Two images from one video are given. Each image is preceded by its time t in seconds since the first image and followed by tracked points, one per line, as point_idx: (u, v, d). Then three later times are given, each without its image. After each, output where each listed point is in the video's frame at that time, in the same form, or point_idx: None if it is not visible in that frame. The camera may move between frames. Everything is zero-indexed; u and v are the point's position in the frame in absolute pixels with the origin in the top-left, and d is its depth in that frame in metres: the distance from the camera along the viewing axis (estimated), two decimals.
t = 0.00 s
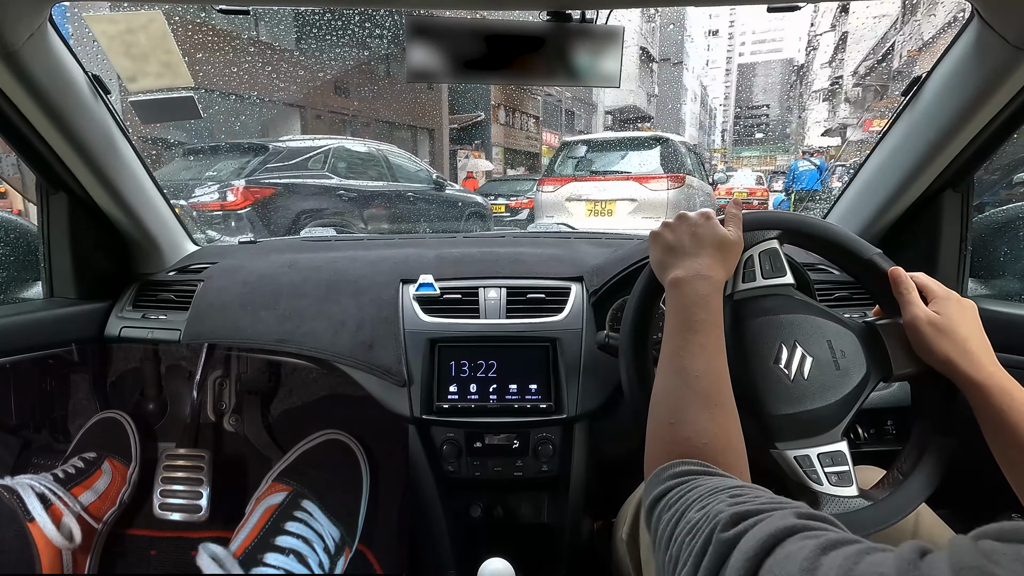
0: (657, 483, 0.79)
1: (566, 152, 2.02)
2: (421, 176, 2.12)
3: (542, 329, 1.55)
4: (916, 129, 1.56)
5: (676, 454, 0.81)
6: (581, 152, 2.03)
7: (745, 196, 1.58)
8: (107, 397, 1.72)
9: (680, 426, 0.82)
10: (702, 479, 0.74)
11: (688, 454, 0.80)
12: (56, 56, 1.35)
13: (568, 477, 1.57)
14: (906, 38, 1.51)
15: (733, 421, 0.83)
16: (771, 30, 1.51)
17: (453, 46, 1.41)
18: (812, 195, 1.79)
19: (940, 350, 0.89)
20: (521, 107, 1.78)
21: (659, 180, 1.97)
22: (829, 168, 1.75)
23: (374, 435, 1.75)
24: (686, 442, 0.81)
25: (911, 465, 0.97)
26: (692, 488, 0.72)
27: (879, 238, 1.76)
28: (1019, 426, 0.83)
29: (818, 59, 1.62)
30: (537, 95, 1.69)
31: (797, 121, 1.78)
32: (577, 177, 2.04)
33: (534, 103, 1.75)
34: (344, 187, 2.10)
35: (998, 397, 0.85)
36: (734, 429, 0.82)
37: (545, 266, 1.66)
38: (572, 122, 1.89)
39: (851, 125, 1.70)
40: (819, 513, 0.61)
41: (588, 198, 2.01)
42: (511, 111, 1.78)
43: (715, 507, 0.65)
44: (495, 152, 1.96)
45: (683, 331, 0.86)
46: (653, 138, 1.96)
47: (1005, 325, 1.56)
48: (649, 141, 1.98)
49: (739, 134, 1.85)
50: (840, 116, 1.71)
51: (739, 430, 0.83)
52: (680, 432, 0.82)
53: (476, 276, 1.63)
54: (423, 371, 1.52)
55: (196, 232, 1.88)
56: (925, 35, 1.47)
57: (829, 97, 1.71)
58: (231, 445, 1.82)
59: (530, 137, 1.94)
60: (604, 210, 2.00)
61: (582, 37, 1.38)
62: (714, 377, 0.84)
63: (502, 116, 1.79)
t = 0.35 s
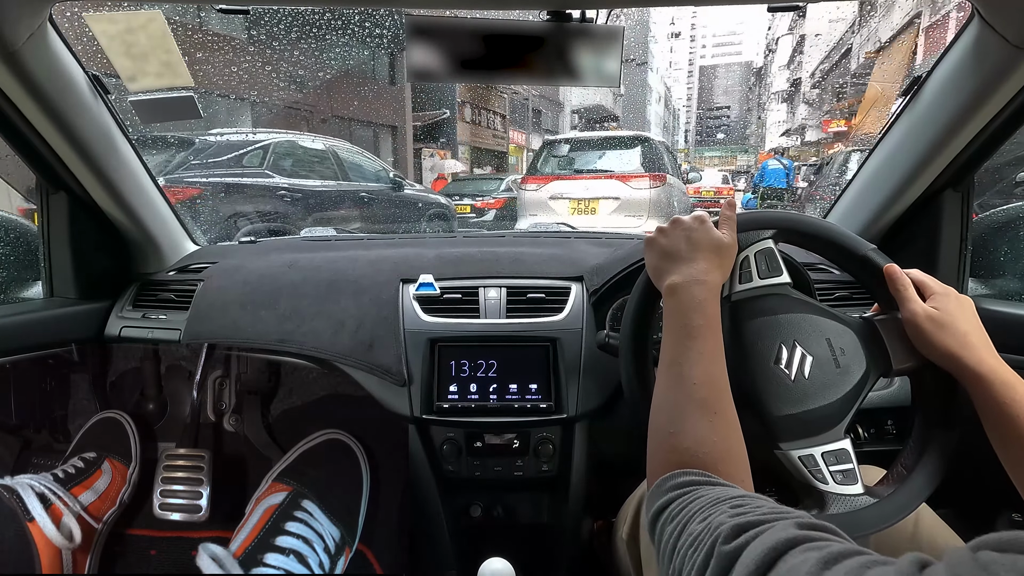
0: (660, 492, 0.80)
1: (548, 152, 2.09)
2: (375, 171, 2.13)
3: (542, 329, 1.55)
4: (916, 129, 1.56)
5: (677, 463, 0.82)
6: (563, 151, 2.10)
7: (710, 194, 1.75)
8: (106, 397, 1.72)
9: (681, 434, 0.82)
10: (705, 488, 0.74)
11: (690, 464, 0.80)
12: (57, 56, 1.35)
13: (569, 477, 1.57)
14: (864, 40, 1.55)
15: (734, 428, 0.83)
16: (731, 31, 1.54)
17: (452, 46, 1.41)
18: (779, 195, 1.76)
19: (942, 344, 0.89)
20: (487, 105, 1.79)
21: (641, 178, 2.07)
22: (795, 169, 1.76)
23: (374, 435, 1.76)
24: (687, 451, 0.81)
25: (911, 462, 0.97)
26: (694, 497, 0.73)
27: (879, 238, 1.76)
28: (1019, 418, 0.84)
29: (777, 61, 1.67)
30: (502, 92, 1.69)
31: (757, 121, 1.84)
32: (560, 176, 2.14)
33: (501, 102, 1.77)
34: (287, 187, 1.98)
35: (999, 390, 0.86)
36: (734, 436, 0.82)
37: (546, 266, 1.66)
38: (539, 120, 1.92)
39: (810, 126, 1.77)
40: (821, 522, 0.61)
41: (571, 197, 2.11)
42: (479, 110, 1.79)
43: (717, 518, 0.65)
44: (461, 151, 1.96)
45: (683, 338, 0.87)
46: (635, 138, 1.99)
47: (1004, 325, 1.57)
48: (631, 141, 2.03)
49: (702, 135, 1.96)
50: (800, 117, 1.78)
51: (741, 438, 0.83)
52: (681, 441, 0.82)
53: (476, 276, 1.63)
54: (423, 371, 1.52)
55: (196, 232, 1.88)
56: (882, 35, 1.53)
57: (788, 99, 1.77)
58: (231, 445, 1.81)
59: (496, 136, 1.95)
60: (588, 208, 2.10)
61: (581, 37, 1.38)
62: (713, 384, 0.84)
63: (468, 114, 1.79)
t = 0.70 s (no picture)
0: (650, 521, 0.78)
1: (525, 151, 2.19)
2: (319, 171, 2.05)
3: (542, 329, 1.55)
4: (917, 129, 1.56)
5: (665, 491, 0.80)
6: (540, 151, 2.21)
7: (675, 192, 1.96)
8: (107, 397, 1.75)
9: (670, 461, 0.81)
10: (693, 517, 0.73)
11: (682, 490, 0.78)
12: (56, 57, 1.35)
13: (569, 477, 1.57)
14: (820, 43, 1.52)
15: (724, 450, 0.82)
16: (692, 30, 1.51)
17: (452, 46, 1.41)
18: (745, 195, 1.81)
19: (943, 347, 0.89)
20: (448, 103, 1.76)
21: (615, 177, 2.23)
22: (758, 170, 1.82)
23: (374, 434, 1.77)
24: (676, 476, 0.80)
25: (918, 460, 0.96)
26: (683, 527, 0.72)
27: (879, 238, 1.76)
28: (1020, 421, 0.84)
29: (734, 64, 1.66)
30: (465, 91, 1.64)
31: (715, 123, 1.84)
32: (538, 175, 2.24)
33: (462, 102, 1.72)
34: (211, 188, 1.86)
35: (1002, 395, 0.86)
36: (726, 460, 0.81)
37: (545, 266, 1.67)
38: (502, 118, 1.90)
39: (767, 126, 1.83)
40: (806, 540, 0.62)
41: (548, 197, 2.21)
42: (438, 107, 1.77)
43: (704, 546, 0.65)
44: (424, 149, 2.00)
45: (671, 357, 0.87)
46: (611, 139, 2.07)
47: (1003, 326, 1.57)
48: (606, 141, 2.10)
49: (662, 134, 1.96)
50: (757, 118, 1.81)
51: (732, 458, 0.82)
52: (672, 467, 0.80)
53: (476, 276, 1.63)
54: (423, 371, 1.52)
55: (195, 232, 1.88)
56: (840, 38, 1.50)
57: (745, 101, 1.77)
58: (231, 445, 1.81)
59: (459, 134, 1.96)
60: (566, 207, 2.21)
61: (581, 37, 1.37)
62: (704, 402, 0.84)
63: (429, 111, 1.79)
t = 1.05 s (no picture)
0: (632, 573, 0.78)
1: (500, 151, 2.15)
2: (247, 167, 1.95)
3: (543, 329, 1.55)
4: (917, 128, 1.57)
5: (649, 543, 0.80)
6: (514, 151, 2.16)
7: (641, 193, 1.95)
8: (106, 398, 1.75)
9: (655, 511, 0.81)
10: (674, 570, 0.73)
11: (667, 542, 0.79)
12: (56, 56, 1.35)
13: (569, 477, 1.58)
14: (779, 45, 1.55)
15: (711, 496, 0.82)
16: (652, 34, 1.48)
17: (452, 46, 1.41)
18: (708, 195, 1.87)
19: (942, 354, 0.90)
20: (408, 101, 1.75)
21: (591, 177, 2.13)
22: (722, 171, 1.86)
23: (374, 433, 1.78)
24: (659, 528, 0.80)
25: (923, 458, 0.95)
26: None
27: (878, 238, 1.76)
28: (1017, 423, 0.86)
29: (693, 67, 1.69)
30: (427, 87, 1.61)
31: (677, 124, 1.84)
32: (511, 177, 2.17)
33: (423, 99, 1.70)
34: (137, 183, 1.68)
35: (1000, 400, 0.87)
36: (713, 507, 0.81)
37: (546, 266, 1.67)
38: (464, 118, 1.87)
39: (726, 128, 1.87)
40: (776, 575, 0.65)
41: (522, 198, 2.14)
42: (398, 104, 1.77)
43: None
44: (383, 148, 1.96)
45: (657, 401, 0.86)
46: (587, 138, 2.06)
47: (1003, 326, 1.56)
48: (579, 141, 2.09)
49: (623, 133, 1.91)
50: (716, 120, 1.85)
51: (719, 502, 0.82)
52: (656, 518, 0.80)
53: (476, 276, 1.63)
54: (423, 371, 1.52)
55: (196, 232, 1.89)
56: (796, 41, 1.53)
57: (704, 103, 1.81)
58: (231, 445, 1.81)
59: (421, 134, 1.92)
60: (541, 209, 2.15)
61: (582, 37, 1.38)
62: (689, 448, 0.83)
63: (388, 109, 1.78)
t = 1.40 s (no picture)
0: None
1: (473, 151, 2.23)
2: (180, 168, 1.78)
3: (543, 329, 1.55)
4: (917, 129, 1.56)
5: None
6: (487, 150, 2.24)
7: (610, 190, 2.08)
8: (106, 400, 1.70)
9: None
10: None
11: None
12: (56, 57, 1.35)
13: (568, 476, 1.58)
14: (743, 43, 1.59)
15: None
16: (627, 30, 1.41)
17: (451, 47, 1.41)
18: (677, 193, 1.92)
19: (949, 413, 0.87)
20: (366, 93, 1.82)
21: (563, 176, 2.32)
22: (691, 169, 1.90)
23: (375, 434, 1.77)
24: None
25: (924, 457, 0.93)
26: None
27: (878, 238, 1.76)
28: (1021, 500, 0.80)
29: (657, 66, 1.68)
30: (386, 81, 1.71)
31: (639, 125, 1.89)
32: (487, 175, 2.28)
33: (385, 93, 1.77)
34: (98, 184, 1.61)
35: (1002, 471, 0.82)
36: None
37: (546, 266, 1.67)
38: (427, 113, 1.83)
39: (689, 127, 1.94)
40: None
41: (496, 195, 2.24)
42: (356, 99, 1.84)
43: None
44: (341, 144, 1.92)
45: (654, 487, 0.77)
46: (558, 138, 2.18)
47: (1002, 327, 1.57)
48: (552, 140, 2.19)
49: (589, 133, 1.99)
50: (679, 118, 1.92)
51: None
52: None
53: (476, 276, 1.63)
54: (423, 371, 1.53)
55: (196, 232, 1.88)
56: (760, 38, 1.56)
57: (667, 101, 1.87)
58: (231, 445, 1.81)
59: (382, 130, 1.99)
60: (515, 207, 2.21)
61: (582, 37, 1.37)
62: (692, 536, 0.74)
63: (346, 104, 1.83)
